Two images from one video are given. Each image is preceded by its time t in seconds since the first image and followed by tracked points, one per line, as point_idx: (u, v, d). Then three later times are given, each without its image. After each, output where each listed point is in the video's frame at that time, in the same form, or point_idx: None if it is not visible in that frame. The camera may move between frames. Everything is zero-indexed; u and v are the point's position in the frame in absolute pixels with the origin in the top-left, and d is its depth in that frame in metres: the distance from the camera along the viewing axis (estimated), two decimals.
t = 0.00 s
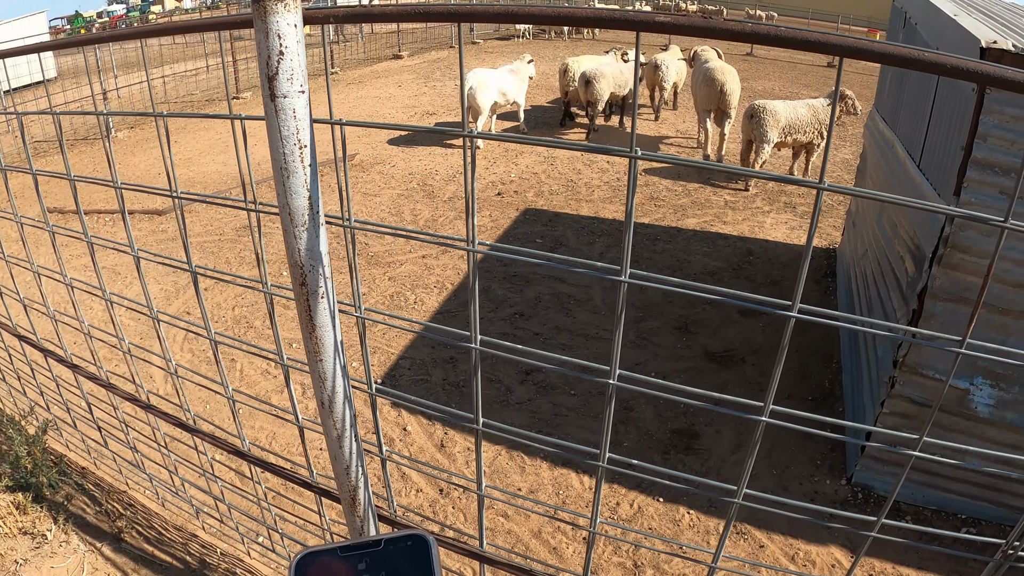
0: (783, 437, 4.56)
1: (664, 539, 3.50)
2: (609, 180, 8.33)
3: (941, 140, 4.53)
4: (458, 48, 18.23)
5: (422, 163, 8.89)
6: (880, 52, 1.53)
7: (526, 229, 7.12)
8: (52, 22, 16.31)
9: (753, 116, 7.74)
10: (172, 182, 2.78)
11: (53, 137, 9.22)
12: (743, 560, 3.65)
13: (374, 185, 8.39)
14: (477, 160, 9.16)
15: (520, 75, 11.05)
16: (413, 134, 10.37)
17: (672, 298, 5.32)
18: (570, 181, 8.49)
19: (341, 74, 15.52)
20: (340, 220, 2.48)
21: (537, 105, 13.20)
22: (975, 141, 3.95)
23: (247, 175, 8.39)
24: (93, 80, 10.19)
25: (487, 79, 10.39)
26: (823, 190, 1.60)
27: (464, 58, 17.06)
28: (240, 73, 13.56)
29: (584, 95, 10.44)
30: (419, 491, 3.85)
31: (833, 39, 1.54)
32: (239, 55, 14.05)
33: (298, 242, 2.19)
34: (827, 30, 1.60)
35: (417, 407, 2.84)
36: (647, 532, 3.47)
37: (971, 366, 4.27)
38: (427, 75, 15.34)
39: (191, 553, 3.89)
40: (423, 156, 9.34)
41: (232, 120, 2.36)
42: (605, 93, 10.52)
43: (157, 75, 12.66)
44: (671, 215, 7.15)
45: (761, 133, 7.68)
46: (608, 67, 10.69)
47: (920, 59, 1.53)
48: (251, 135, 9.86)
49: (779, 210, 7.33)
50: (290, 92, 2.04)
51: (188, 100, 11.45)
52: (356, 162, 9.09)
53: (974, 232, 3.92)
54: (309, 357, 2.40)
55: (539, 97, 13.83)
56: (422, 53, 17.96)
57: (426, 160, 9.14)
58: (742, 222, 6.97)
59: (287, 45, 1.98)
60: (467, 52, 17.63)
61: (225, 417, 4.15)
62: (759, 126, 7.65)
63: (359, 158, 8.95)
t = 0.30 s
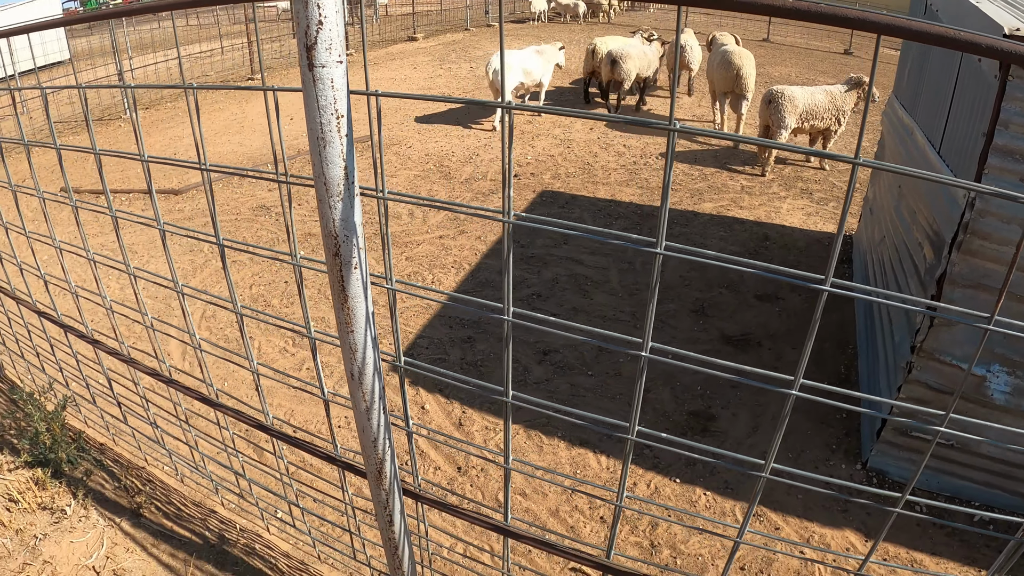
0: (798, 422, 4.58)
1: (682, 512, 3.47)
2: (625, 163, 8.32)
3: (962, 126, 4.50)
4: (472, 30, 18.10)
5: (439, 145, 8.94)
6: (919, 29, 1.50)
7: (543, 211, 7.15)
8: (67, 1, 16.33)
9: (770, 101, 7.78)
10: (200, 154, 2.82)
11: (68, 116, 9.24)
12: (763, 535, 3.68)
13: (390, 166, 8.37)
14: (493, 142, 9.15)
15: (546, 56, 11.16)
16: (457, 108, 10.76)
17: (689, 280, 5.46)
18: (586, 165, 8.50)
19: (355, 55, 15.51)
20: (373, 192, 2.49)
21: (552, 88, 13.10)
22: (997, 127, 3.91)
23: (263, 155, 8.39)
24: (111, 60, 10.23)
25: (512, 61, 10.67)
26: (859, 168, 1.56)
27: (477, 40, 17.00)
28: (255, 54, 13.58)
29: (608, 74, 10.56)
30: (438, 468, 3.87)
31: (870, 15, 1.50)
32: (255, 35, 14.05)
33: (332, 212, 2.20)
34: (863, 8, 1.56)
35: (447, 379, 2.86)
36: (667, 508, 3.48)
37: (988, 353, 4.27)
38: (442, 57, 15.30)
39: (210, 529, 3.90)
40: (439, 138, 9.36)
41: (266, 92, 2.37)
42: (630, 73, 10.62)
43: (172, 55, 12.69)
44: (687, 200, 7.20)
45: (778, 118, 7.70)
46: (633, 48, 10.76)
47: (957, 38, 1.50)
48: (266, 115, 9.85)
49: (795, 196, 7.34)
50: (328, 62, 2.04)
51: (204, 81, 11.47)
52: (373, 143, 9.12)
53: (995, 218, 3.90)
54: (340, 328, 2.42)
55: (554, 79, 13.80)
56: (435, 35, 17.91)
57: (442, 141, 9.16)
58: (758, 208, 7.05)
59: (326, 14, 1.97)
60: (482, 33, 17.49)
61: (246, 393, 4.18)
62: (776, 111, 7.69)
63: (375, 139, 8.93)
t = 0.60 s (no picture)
0: (811, 409, 4.60)
1: (703, 494, 3.59)
2: (640, 148, 8.30)
3: (981, 116, 4.46)
4: (486, 13, 18.02)
5: (454, 129, 8.96)
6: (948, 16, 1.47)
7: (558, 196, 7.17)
8: None
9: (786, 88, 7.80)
10: (224, 131, 2.84)
11: (84, 96, 9.27)
12: (778, 515, 3.61)
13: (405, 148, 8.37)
14: (508, 125, 9.12)
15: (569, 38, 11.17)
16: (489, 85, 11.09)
17: (704, 265, 5.61)
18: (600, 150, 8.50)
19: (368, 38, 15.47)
20: (399, 170, 2.48)
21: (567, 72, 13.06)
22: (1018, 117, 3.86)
23: (278, 136, 8.40)
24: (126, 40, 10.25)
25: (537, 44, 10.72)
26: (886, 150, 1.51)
27: (490, 23, 16.93)
28: (269, 36, 13.59)
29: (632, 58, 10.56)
30: (453, 448, 3.91)
31: None
32: (269, 17, 14.03)
33: (359, 188, 2.20)
34: None
35: (466, 356, 3.04)
36: (686, 488, 3.39)
37: (1004, 343, 4.25)
38: (454, 39, 15.24)
39: (226, 506, 3.94)
40: (453, 120, 9.36)
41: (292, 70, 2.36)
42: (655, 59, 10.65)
43: (186, 36, 12.70)
44: (702, 187, 7.22)
45: (795, 104, 7.73)
46: (657, 33, 10.75)
47: (984, 26, 1.47)
48: (281, 97, 9.85)
49: (810, 184, 7.33)
50: (357, 38, 2.02)
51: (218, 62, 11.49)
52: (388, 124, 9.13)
53: (1013, 208, 3.86)
54: (364, 305, 2.43)
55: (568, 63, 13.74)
56: (448, 18, 17.83)
57: (457, 124, 9.17)
58: (773, 195, 7.07)
59: None
60: (497, 16, 17.38)
61: (264, 371, 4.24)
62: (792, 98, 7.72)
63: (390, 120, 8.90)
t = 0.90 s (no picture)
0: (820, 398, 4.59)
1: (712, 481, 3.60)
2: (651, 134, 8.26)
3: (997, 107, 4.40)
4: None
5: (464, 113, 8.94)
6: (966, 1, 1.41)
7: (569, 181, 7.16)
8: None
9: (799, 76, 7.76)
10: (236, 114, 2.84)
11: (95, 79, 9.28)
12: (786, 504, 3.58)
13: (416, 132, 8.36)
14: (519, 110, 9.09)
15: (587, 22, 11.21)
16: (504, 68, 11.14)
17: (714, 253, 5.59)
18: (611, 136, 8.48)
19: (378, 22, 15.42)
20: (412, 153, 2.47)
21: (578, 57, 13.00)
22: None
23: (288, 120, 8.38)
24: (137, 23, 10.25)
25: (559, 28, 10.81)
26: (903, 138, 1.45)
27: (501, 8, 16.83)
28: (280, 19, 13.56)
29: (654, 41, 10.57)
30: (463, 433, 3.94)
31: None
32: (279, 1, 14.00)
33: (373, 170, 2.19)
34: None
35: (476, 339, 3.03)
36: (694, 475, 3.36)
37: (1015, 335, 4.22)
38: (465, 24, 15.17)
39: (235, 489, 3.96)
40: (465, 104, 9.34)
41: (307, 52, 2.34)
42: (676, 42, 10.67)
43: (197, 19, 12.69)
44: (713, 174, 7.20)
45: (809, 92, 7.67)
46: (678, 16, 10.74)
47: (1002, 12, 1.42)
48: (292, 80, 9.83)
49: (822, 172, 7.29)
50: (372, 20, 2.00)
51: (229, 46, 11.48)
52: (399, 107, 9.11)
53: None
54: (377, 288, 2.43)
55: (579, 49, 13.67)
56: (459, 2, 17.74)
57: (469, 108, 9.16)
58: (785, 183, 7.05)
59: None
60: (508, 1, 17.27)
61: (275, 354, 4.27)
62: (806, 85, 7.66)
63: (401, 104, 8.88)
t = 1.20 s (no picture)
0: (826, 389, 4.59)
1: (717, 471, 3.60)
2: (659, 123, 8.22)
3: (1007, 98, 4.35)
4: None
5: (472, 100, 8.92)
6: None
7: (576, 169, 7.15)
8: None
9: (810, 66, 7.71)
10: (243, 100, 2.83)
11: (101, 66, 9.27)
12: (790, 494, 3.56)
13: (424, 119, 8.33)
14: (527, 97, 9.05)
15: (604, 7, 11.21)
16: (513, 54, 11.12)
17: (722, 242, 5.57)
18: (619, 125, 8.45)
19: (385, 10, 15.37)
20: (421, 139, 2.46)
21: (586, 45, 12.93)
22: None
23: (295, 106, 8.37)
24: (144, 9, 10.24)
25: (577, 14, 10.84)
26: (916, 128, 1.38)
27: None
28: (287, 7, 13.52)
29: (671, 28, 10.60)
30: (469, 420, 3.96)
31: None
32: None
33: (381, 157, 2.18)
34: None
35: (482, 327, 3.02)
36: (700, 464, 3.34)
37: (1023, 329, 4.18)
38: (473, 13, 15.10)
39: (241, 475, 3.98)
40: (472, 91, 9.31)
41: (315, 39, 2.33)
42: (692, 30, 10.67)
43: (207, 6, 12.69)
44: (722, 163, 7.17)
45: (820, 82, 7.63)
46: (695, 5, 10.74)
47: None
48: (299, 67, 9.81)
49: (830, 162, 7.25)
50: (381, 5, 1.98)
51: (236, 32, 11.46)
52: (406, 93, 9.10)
53: None
54: (384, 275, 2.43)
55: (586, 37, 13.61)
56: None
57: (476, 96, 9.13)
58: (793, 172, 7.01)
59: None
60: None
61: (281, 341, 4.28)
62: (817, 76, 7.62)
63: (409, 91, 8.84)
